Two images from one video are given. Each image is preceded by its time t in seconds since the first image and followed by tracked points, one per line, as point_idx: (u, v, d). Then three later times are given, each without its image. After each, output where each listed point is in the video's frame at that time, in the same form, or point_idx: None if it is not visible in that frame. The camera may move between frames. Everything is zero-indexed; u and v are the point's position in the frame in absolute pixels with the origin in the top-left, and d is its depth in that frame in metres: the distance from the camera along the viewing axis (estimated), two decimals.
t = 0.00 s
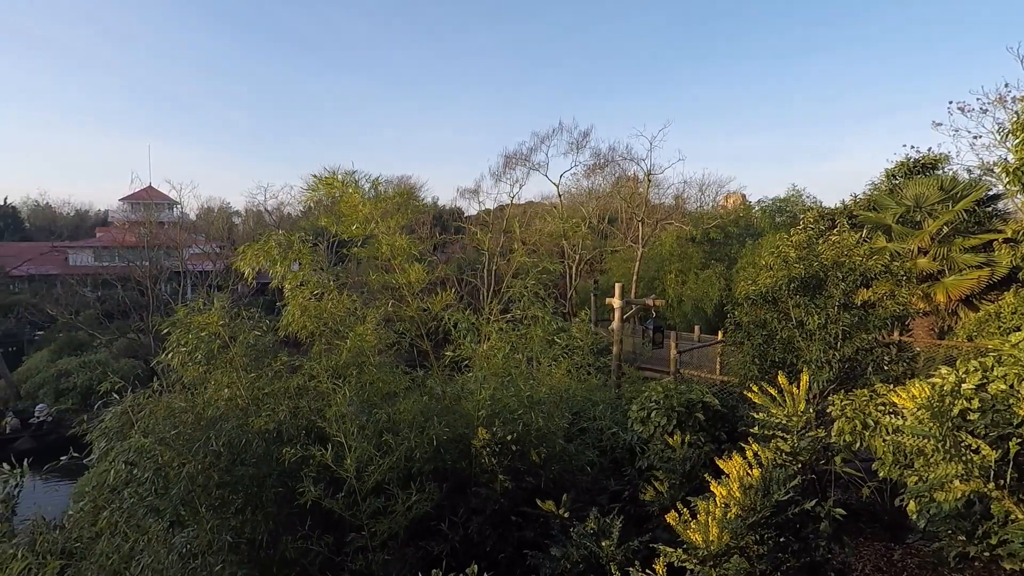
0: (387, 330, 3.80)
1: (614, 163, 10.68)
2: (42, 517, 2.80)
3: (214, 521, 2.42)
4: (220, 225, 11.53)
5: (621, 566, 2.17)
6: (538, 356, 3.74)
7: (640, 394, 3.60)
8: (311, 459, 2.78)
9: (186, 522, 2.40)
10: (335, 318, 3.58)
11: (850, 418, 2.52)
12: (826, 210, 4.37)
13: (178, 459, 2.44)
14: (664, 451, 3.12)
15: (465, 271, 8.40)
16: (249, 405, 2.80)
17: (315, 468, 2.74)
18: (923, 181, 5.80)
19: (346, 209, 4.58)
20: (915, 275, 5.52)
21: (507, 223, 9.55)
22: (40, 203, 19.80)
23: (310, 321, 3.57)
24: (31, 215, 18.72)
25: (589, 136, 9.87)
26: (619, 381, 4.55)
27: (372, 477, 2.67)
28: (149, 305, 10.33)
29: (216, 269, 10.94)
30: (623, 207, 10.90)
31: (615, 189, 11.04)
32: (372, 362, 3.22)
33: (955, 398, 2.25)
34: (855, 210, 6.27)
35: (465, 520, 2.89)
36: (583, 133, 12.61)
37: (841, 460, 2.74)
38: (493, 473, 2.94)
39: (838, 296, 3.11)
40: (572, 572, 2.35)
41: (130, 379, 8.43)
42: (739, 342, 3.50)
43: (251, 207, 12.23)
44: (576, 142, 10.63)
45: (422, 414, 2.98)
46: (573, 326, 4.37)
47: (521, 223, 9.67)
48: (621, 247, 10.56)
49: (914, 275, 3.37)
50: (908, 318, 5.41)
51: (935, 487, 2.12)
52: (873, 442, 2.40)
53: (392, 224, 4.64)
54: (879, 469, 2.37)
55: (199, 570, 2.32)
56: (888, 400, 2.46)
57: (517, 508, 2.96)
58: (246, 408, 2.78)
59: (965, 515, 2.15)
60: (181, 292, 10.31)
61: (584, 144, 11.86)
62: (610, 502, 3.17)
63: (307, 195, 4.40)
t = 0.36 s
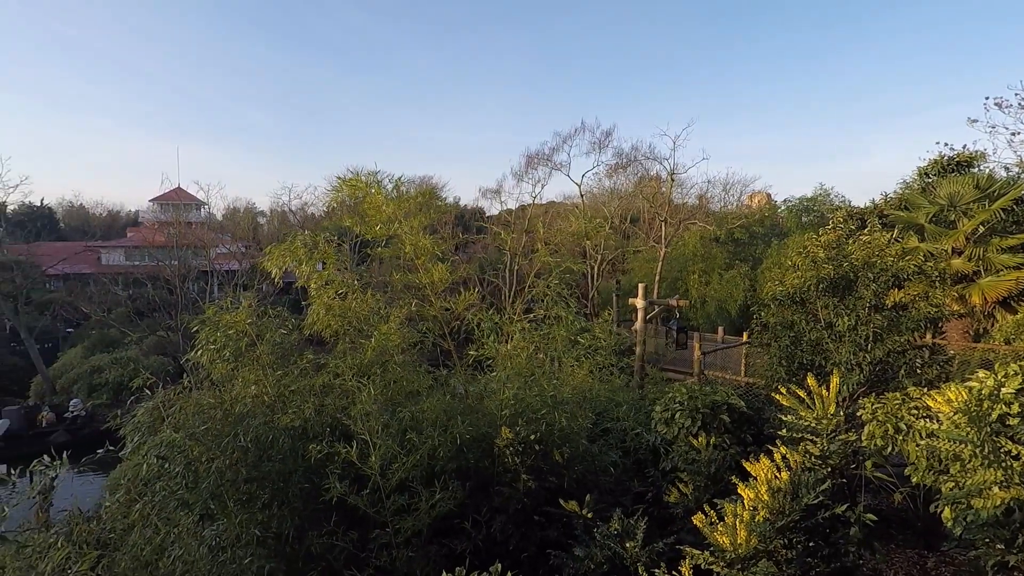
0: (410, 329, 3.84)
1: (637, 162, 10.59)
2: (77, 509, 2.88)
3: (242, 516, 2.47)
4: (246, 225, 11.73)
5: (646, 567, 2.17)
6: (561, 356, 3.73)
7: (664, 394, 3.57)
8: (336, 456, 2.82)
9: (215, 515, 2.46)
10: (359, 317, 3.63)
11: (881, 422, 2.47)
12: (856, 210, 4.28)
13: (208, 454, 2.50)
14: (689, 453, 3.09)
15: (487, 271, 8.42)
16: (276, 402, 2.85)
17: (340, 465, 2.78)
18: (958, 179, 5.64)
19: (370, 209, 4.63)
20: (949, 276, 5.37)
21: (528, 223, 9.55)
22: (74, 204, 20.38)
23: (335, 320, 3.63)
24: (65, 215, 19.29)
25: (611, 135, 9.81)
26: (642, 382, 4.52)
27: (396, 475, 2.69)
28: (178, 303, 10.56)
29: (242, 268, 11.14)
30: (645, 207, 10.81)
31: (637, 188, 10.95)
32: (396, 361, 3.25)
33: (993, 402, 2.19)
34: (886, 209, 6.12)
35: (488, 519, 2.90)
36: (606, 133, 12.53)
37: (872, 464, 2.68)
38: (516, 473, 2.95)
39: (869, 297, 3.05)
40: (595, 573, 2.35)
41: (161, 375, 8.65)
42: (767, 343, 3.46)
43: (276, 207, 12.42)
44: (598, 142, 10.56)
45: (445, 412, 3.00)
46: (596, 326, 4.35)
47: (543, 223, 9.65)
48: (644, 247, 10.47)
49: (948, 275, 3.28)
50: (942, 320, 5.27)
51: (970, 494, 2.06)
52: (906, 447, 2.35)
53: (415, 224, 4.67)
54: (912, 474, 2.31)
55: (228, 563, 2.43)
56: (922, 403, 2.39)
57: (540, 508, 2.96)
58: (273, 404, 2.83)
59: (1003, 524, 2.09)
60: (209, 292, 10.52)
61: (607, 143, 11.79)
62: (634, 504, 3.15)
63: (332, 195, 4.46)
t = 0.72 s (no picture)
0: (433, 328, 3.86)
1: (660, 162, 10.49)
2: (110, 502, 2.96)
3: (269, 511, 2.52)
4: (272, 225, 11.92)
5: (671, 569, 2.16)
6: (583, 356, 3.72)
7: (689, 396, 3.55)
8: (360, 454, 2.85)
9: (244, 510, 2.51)
10: (384, 316, 3.68)
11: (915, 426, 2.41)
12: (888, 209, 4.17)
13: (237, 449, 2.56)
14: (715, 455, 3.05)
15: (509, 271, 8.43)
16: (302, 399, 2.90)
17: (365, 463, 2.80)
18: (996, 177, 5.45)
19: (394, 209, 4.68)
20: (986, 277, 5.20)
21: (550, 223, 9.54)
22: (107, 204, 20.97)
23: (360, 319, 3.69)
24: (99, 215, 19.85)
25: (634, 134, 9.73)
26: (666, 383, 4.49)
27: (420, 473, 2.71)
28: (206, 302, 10.78)
29: (268, 267, 11.32)
30: (669, 207, 10.70)
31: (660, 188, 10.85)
32: (420, 360, 3.28)
33: None
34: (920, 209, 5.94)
35: (512, 518, 2.90)
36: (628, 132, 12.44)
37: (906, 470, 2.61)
38: (539, 473, 2.94)
39: (901, 298, 2.98)
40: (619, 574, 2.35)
41: (190, 373, 8.85)
42: (796, 345, 3.45)
43: (301, 208, 12.60)
44: (621, 141, 10.49)
45: (469, 412, 3.01)
46: (620, 327, 4.33)
47: (565, 224, 9.63)
48: (667, 247, 10.37)
49: (987, 276, 3.18)
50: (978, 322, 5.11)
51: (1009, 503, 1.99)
52: (940, 453, 2.28)
53: (438, 224, 4.71)
54: (948, 481, 2.25)
55: (257, 556, 2.45)
56: (958, 408, 2.32)
57: (564, 508, 2.96)
58: (299, 402, 2.88)
59: None
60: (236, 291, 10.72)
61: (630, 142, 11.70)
62: (657, 506, 3.13)
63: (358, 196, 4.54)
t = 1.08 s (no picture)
0: (458, 327, 3.89)
1: (686, 161, 10.37)
2: (145, 493, 3.05)
3: (297, 506, 2.56)
4: (299, 226, 12.10)
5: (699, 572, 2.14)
6: (609, 356, 3.69)
7: (717, 397, 3.52)
8: (386, 452, 2.89)
9: (274, 504, 2.55)
10: (410, 315, 3.73)
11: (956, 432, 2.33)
12: (925, 206, 4.05)
13: (268, 444, 2.62)
14: (743, 458, 3.02)
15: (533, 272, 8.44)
16: (331, 397, 2.95)
17: (392, 460, 2.83)
18: None
19: (420, 209, 4.73)
20: None
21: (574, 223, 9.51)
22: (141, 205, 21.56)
23: (387, 318, 3.75)
24: (133, 215, 20.43)
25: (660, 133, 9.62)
26: (692, 385, 4.45)
27: (446, 471, 2.72)
28: (236, 301, 11.02)
29: (295, 267, 11.51)
30: (695, 206, 10.57)
31: (686, 188, 10.72)
32: (446, 359, 3.31)
33: None
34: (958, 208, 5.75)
35: (537, 518, 2.91)
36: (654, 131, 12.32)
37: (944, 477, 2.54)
38: (565, 473, 2.94)
39: (938, 301, 2.92)
40: None
41: (221, 370, 9.07)
42: (829, 347, 3.45)
43: (327, 208, 12.78)
44: (647, 140, 10.39)
45: (494, 411, 3.02)
46: (646, 328, 4.31)
47: (589, 224, 9.59)
48: (693, 247, 10.25)
49: None
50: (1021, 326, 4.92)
51: None
52: (982, 460, 2.21)
53: (464, 224, 4.75)
54: (990, 490, 2.18)
55: (287, 550, 2.44)
56: (1001, 414, 2.25)
57: (589, 508, 2.95)
58: (327, 400, 2.93)
59: None
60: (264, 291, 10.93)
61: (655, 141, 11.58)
62: (684, 508, 3.10)
63: (385, 196, 4.60)
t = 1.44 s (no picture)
0: (485, 327, 3.91)
1: (715, 160, 10.22)
2: (178, 487, 3.12)
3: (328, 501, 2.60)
4: (327, 226, 12.29)
5: None
6: (637, 357, 3.65)
7: (747, 400, 3.47)
8: (414, 450, 2.91)
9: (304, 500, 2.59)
10: (437, 314, 3.76)
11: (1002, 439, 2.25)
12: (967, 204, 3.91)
13: (299, 440, 2.66)
14: (775, 462, 2.96)
15: (559, 272, 8.41)
16: (360, 394, 2.99)
17: (420, 458, 2.85)
18: None
19: (449, 208, 4.76)
20: None
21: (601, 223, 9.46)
22: (176, 206, 22.15)
23: (415, 317, 3.79)
24: (169, 215, 21.01)
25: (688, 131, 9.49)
26: (721, 387, 4.39)
27: (474, 470, 2.73)
28: (266, 300, 11.24)
29: (323, 266, 11.69)
30: (723, 206, 10.41)
31: (714, 187, 10.56)
32: (473, 359, 3.33)
33: None
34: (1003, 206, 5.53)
35: (564, 518, 2.90)
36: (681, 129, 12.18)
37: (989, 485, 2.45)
38: (592, 474, 2.92)
39: (983, 303, 2.82)
40: None
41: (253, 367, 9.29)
42: (866, 350, 3.38)
43: (354, 208, 12.94)
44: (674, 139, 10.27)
45: (521, 411, 3.03)
46: (675, 328, 4.27)
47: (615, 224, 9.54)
48: (722, 247, 10.10)
49: None
50: None
51: None
52: None
53: (491, 224, 4.78)
54: None
55: (319, 544, 2.51)
56: None
57: (616, 510, 2.94)
58: (357, 397, 2.97)
59: None
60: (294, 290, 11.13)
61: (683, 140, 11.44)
62: (714, 512, 3.05)
63: (414, 197, 4.66)
